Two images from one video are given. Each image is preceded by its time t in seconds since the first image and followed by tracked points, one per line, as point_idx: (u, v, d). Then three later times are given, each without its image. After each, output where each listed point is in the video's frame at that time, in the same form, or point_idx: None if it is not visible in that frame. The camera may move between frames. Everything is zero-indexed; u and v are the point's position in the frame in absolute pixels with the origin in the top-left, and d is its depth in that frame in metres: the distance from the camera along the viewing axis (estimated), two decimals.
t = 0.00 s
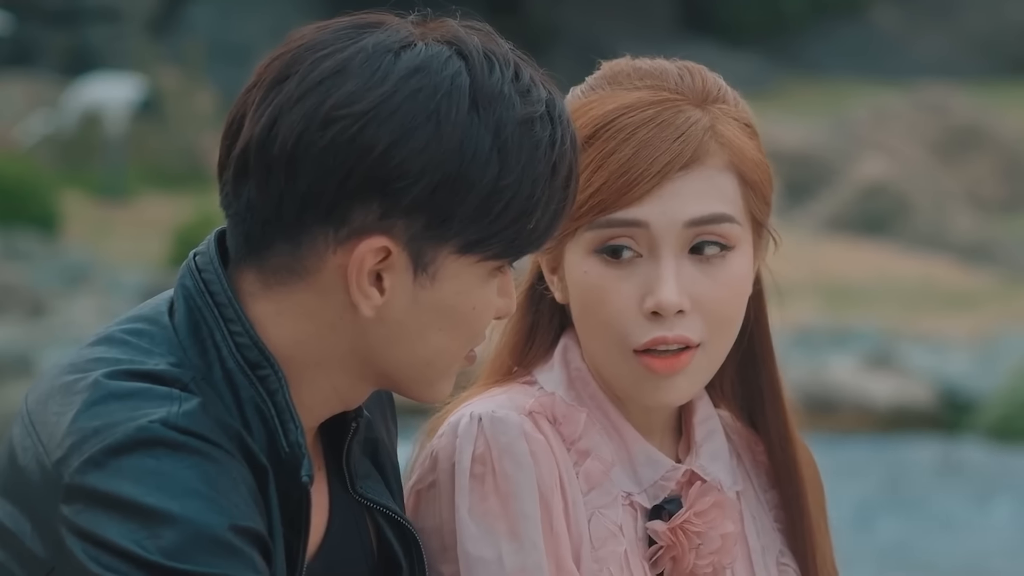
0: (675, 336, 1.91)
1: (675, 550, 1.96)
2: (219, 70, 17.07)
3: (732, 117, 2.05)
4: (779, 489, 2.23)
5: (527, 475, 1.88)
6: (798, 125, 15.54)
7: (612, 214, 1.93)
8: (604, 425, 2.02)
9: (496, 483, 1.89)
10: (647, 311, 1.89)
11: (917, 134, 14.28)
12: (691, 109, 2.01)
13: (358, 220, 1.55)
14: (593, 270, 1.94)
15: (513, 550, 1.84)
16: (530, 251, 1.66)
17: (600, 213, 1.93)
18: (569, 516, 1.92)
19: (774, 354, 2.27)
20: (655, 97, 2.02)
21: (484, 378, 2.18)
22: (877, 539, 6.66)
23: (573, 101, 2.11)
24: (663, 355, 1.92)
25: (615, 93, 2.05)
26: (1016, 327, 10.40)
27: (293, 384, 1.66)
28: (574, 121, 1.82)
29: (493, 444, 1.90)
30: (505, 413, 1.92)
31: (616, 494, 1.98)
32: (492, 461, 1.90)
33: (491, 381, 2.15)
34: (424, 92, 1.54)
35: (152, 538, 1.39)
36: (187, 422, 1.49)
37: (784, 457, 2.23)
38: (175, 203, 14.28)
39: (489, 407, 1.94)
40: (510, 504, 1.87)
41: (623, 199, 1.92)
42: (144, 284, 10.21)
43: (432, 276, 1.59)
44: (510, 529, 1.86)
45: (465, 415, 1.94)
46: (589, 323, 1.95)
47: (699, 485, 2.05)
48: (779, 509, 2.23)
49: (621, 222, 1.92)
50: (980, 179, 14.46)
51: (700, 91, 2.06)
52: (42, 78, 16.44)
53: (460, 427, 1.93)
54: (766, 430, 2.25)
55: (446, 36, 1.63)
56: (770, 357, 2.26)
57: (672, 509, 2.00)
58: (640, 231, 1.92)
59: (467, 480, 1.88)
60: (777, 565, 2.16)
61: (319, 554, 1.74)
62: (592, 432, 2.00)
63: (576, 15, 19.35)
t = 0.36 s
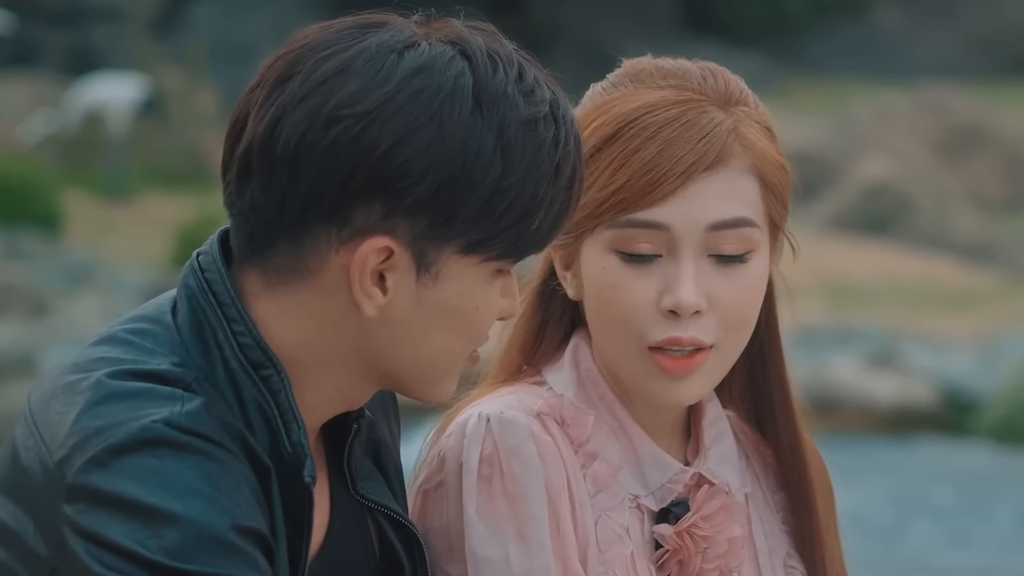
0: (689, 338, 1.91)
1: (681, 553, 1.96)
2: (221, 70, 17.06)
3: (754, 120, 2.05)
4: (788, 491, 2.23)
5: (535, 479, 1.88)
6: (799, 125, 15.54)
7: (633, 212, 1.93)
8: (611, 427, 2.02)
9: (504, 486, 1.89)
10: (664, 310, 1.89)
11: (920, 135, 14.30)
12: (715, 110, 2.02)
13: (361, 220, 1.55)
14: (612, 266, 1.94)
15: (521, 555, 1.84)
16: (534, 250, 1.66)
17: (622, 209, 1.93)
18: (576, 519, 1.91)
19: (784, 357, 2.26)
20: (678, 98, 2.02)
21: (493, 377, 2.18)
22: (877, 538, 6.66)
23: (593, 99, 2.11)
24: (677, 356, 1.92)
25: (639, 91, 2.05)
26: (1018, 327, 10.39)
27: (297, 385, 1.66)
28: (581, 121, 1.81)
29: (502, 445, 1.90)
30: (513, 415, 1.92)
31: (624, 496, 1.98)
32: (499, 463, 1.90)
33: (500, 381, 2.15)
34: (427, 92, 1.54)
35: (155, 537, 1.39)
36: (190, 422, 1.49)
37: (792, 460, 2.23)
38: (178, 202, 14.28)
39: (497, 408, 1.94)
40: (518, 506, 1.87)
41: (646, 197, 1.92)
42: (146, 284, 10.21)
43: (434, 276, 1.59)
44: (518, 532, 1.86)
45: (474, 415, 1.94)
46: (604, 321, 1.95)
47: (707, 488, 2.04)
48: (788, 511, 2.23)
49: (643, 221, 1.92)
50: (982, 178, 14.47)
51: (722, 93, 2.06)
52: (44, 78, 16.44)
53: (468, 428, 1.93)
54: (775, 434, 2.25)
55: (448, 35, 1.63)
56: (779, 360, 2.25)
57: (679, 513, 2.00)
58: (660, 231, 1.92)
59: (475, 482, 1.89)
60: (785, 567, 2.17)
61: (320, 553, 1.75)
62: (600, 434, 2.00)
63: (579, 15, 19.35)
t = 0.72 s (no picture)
0: (696, 329, 1.91)
1: (663, 553, 1.96)
2: (221, 68, 17.06)
3: (767, 127, 2.07)
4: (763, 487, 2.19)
5: (513, 482, 1.88)
6: (798, 123, 15.55)
7: (655, 198, 1.93)
8: (594, 426, 2.02)
9: (481, 490, 1.89)
10: (672, 300, 1.90)
11: (920, 133, 14.31)
12: (733, 111, 2.03)
13: (358, 217, 1.55)
14: (621, 253, 1.93)
15: (500, 561, 1.84)
16: (536, 249, 1.66)
17: (643, 194, 1.93)
18: (557, 522, 1.92)
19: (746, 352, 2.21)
20: (701, 95, 2.03)
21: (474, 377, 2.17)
22: (877, 536, 6.65)
23: (610, 85, 2.11)
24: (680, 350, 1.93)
25: (659, 84, 2.05)
26: (1017, 324, 10.40)
27: (295, 383, 1.66)
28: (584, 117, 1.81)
29: (479, 452, 1.90)
30: (490, 420, 1.92)
31: (604, 497, 1.98)
32: (476, 468, 1.90)
33: (480, 382, 2.14)
34: (426, 89, 1.54)
35: (154, 536, 1.39)
36: (189, 420, 1.49)
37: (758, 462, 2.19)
38: (178, 200, 14.27)
39: (474, 414, 1.94)
40: (496, 513, 1.87)
41: (669, 183, 1.92)
42: (146, 282, 10.22)
43: (432, 274, 1.59)
44: (497, 539, 1.86)
45: (450, 421, 1.94)
46: (600, 315, 1.94)
47: (686, 486, 2.04)
48: (761, 511, 2.20)
49: (662, 207, 1.93)
50: (981, 176, 14.48)
51: (738, 96, 2.07)
52: (44, 76, 16.45)
53: (444, 434, 1.93)
54: (742, 437, 2.21)
55: (449, 34, 1.63)
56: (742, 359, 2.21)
57: (661, 512, 2.00)
58: (677, 219, 1.93)
59: (453, 487, 1.89)
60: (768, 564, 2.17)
61: (320, 550, 1.75)
62: (578, 437, 2.00)
63: (579, 14, 19.37)
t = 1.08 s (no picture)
0: (681, 321, 1.93)
1: (655, 550, 1.95)
2: (221, 64, 17.05)
3: (743, 112, 2.07)
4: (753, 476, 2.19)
5: (503, 482, 1.88)
6: (798, 118, 15.55)
7: (634, 195, 1.92)
8: (582, 424, 2.02)
9: (469, 493, 1.89)
10: (655, 295, 1.91)
11: (920, 128, 14.31)
12: (707, 99, 2.02)
13: (359, 212, 1.55)
14: (606, 250, 1.93)
15: (489, 563, 1.84)
16: (539, 245, 1.66)
17: (622, 193, 1.92)
18: (547, 522, 1.92)
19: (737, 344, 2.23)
20: (674, 85, 2.02)
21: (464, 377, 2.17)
22: (878, 530, 6.65)
23: (584, 77, 2.10)
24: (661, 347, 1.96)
25: (632, 75, 2.04)
26: (1017, 319, 10.40)
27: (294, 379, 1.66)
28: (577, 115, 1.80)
29: (467, 452, 1.90)
30: (478, 420, 1.92)
31: (594, 495, 1.98)
32: (465, 469, 1.90)
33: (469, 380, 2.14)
34: (428, 85, 1.54)
35: (154, 531, 1.39)
36: (190, 414, 1.49)
37: (750, 447, 2.19)
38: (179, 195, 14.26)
39: (462, 414, 1.94)
40: (486, 513, 1.87)
41: (648, 179, 1.92)
42: (146, 277, 10.21)
43: (433, 270, 1.59)
44: (487, 540, 1.85)
45: (439, 421, 1.94)
46: (589, 310, 1.95)
47: (677, 482, 2.04)
48: (754, 503, 2.19)
49: (641, 204, 1.92)
50: (982, 172, 14.48)
51: (711, 83, 2.06)
52: (44, 71, 16.43)
53: (433, 434, 1.93)
54: (735, 426, 2.21)
55: (452, 29, 1.62)
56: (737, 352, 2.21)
57: (652, 508, 2.00)
58: (660, 215, 1.92)
59: (441, 489, 1.89)
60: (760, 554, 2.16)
61: (319, 546, 1.74)
62: (567, 435, 2.00)
63: (579, 9, 19.36)
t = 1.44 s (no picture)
0: (699, 318, 1.92)
1: (649, 553, 1.95)
2: (221, 61, 17.05)
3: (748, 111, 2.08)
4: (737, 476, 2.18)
5: (498, 487, 1.88)
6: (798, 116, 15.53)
7: (656, 193, 1.92)
8: (577, 425, 2.01)
9: (464, 498, 1.89)
10: (675, 292, 1.90)
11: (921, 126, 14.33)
12: (714, 96, 2.02)
13: (340, 203, 1.54)
14: (626, 246, 1.92)
15: (483, 568, 1.85)
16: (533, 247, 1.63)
17: (643, 191, 1.93)
18: (541, 525, 1.92)
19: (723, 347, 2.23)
20: (688, 83, 2.03)
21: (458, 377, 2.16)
22: (880, 528, 6.64)
23: (588, 74, 2.09)
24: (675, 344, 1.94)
25: (642, 73, 2.04)
26: (1018, 317, 10.38)
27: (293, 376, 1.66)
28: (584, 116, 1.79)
29: (459, 458, 1.91)
30: (470, 425, 1.93)
31: (588, 497, 1.97)
32: (458, 474, 1.90)
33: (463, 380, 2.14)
34: (410, 77, 1.53)
35: (154, 529, 1.39)
36: (189, 413, 1.49)
37: (737, 448, 2.18)
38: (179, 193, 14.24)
39: (454, 418, 1.94)
40: (480, 518, 1.87)
41: (670, 178, 1.92)
42: (146, 275, 10.19)
43: (415, 264, 1.57)
44: (481, 546, 1.86)
45: (431, 425, 1.94)
46: (597, 307, 1.94)
47: (670, 484, 2.04)
48: (745, 498, 2.18)
49: (664, 202, 1.92)
50: (982, 170, 14.47)
51: (716, 81, 2.07)
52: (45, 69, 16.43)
53: (425, 439, 1.93)
54: (721, 425, 2.20)
55: (449, 27, 1.62)
56: (719, 353, 2.21)
57: (645, 510, 1.99)
58: (679, 214, 1.93)
59: (435, 493, 1.89)
60: (754, 551, 2.15)
61: (319, 545, 1.74)
62: (561, 438, 2.00)
63: (579, 7, 19.33)
